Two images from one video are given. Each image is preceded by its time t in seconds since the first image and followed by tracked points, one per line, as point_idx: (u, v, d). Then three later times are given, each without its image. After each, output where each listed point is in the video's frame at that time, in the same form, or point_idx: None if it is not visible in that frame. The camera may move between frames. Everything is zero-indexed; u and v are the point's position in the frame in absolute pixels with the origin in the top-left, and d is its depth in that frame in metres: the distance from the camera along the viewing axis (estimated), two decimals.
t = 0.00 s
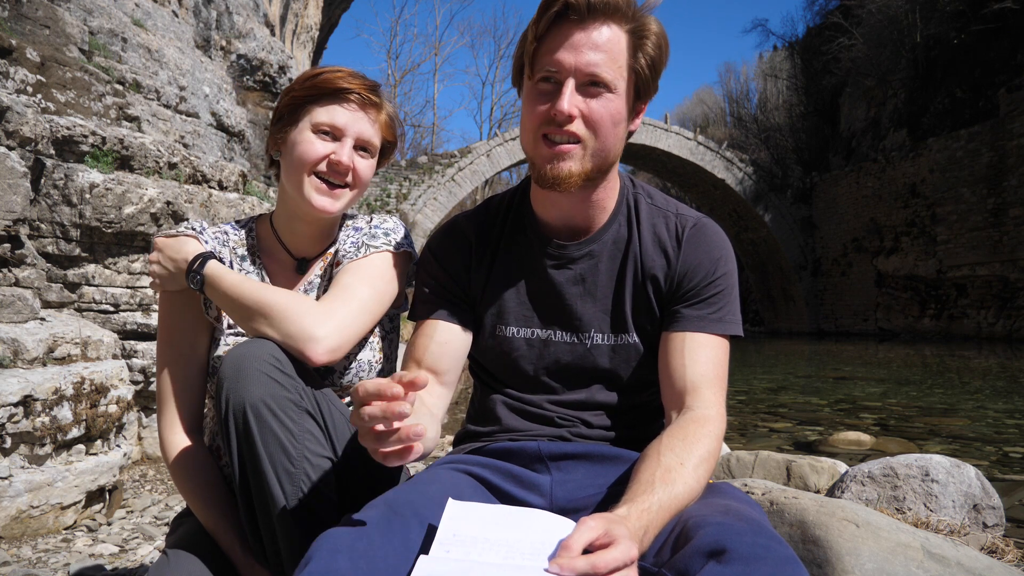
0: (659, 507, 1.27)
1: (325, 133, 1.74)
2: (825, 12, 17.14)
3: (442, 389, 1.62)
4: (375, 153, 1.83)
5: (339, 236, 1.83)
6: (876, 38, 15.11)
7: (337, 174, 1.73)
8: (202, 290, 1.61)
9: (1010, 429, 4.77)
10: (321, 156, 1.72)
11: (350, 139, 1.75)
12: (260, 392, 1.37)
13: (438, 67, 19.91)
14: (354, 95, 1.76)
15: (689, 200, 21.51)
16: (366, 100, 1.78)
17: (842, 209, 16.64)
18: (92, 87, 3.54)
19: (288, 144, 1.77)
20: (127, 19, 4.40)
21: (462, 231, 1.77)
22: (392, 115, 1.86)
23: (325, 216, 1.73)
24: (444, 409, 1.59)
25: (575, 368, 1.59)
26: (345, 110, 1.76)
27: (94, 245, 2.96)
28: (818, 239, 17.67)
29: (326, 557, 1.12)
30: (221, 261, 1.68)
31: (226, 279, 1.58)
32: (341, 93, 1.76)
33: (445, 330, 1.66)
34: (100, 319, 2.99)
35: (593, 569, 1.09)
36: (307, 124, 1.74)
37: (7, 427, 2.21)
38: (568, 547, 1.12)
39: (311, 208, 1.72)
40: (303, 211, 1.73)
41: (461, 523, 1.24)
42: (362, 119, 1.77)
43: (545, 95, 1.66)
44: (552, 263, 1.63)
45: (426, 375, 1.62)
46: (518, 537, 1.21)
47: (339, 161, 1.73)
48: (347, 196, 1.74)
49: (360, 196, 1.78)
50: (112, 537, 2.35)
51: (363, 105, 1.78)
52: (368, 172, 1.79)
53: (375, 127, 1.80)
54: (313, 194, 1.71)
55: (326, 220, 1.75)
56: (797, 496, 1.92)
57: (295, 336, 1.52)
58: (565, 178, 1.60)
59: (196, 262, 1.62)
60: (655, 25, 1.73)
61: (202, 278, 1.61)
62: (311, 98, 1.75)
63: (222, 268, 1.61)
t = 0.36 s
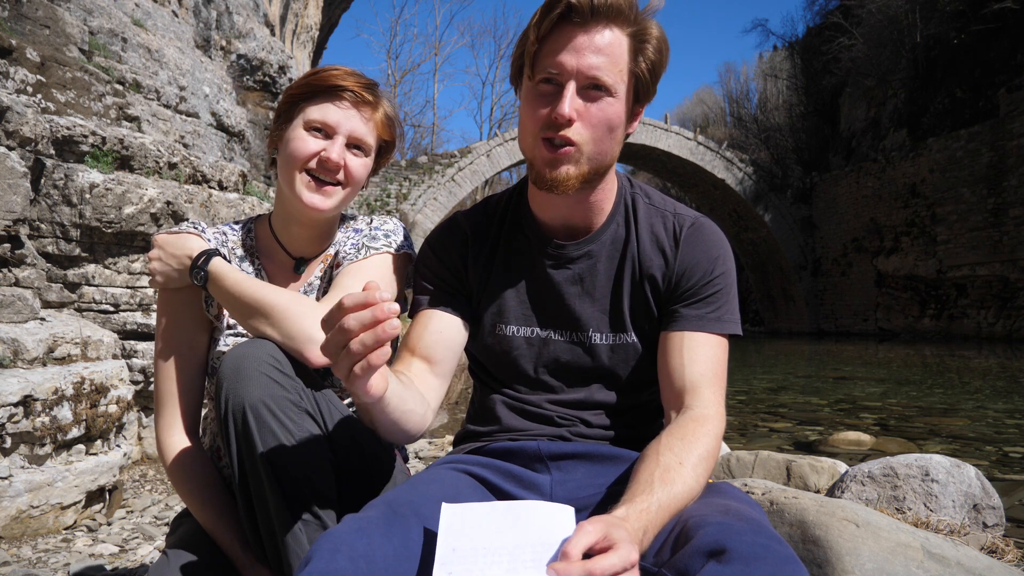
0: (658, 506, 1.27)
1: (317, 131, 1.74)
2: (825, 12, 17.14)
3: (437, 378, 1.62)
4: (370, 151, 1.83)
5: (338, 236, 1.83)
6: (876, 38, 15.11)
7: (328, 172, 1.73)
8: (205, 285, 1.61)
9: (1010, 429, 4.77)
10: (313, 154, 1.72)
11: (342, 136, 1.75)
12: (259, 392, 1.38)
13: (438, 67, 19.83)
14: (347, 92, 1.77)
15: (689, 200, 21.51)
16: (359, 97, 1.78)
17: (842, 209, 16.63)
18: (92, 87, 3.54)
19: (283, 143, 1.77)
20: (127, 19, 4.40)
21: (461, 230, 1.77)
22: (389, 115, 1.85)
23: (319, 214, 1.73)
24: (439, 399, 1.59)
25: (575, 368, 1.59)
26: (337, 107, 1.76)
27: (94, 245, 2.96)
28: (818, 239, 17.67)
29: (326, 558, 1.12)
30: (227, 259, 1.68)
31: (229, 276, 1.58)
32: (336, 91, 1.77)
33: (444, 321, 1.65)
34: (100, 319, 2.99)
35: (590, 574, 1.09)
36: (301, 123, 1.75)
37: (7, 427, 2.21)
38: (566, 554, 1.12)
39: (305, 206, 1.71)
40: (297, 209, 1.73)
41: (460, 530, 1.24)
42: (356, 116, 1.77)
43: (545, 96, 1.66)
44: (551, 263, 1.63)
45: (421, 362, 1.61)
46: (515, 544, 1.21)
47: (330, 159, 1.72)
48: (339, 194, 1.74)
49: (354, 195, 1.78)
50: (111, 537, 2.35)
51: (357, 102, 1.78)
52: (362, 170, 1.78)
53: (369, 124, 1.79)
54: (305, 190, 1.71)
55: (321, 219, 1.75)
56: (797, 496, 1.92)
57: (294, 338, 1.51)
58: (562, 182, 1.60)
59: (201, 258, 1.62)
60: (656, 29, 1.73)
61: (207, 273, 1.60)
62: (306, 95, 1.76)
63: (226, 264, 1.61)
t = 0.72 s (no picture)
0: (657, 507, 1.28)
1: (315, 132, 1.74)
2: (825, 12, 17.14)
3: (444, 384, 1.64)
4: (367, 151, 1.83)
5: (337, 237, 1.83)
6: (876, 38, 15.11)
7: (325, 172, 1.73)
8: (208, 285, 1.62)
9: (1010, 429, 4.77)
10: (311, 155, 1.72)
11: (340, 137, 1.75)
12: (258, 392, 1.38)
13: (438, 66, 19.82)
14: (344, 93, 1.76)
15: (689, 200, 21.50)
16: (356, 97, 1.78)
17: (842, 209, 16.63)
18: (92, 87, 3.54)
19: (281, 144, 1.77)
20: (127, 19, 4.40)
21: (460, 232, 1.77)
22: (387, 114, 1.85)
23: (318, 215, 1.73)
24: (447, 405, 1.61)
25: (575, 369, 1.59)
26: (334, 109, 1.75)
27: (94, 245, 2.96)
28: (818, 239, 17.67)
29: (325, 559, 1.12)
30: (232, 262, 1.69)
31: (232, 277, 1.58)
32: (332, 91, 1.76)
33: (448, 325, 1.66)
34: (100, 319, 2.99)
35: None
36: (298, 124, 1.75)
37: (7, 427, 2.21)
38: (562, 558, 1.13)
39: (304, 207, 1.71)
40: (296, 210, 1.73)
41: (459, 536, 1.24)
42: (352, 117, 1.77)
43: (548, 107, 1.65)
44: (550, 266, 1.62)
45: (427, 368, 1.63)
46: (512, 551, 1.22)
47: (328, 160, 1.73)
48: (338, 195, 1.74)
49: (352, 195, 1.78)
50: (111, 537, 2.35)
51: (353, 102, 1.77)
52: (360, 170, 1.78)
53: (365, 124, 1.79)
54: (304, 192, 1.71)
55: (321, 220, 1.75)
56: (797, 496, 1.92)
57: (295, 341, 1.52)
58: (567, 197, 1.59)
59: (204, 258, 1.62)
60: (661, 38, 1.73)
61: (210, 273, 1.60)
62: (301, 95, 1.76)
63: (229, 265, 1.61)
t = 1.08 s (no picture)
0: (657, 507, 1.28)
1: (317, 135, 1.74)
2: (825, 12, 17.13)
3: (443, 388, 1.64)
4: (368, 153, 1.83)
5: (337, 237, 1.83)
6: (876, 38, 15.11)
7: (328, 174, 1.73)
8: (211, 289, 1.61)
9: (1010, 429, 4.77)
10: (314, 157, 1.72)
11: (342, 139, 1.75)
12: (259, 392, 1.37)
13: (438, 67, 19.86)
14: (346, 96, 1.76)
15: (689, 200, 21.50)
16: (358, 100, 1.77)
17: (842, 209, 16.63)
18: (92, 87, 3.54)
19: (283, 145, 1.77)
20: (127, 19, 4.40)
21: (459, 231, 1.77)
22: (387, 117, 1.85)
23: (319, 216, 1.73)
24: (444, 408, 1.61)
25: (575, 369, 1.59)
26: (337, 110, 1.75)
27: (94, 245, 2.96)
28: (818, 239, 17.67)
29: (326, 559, 1.13)
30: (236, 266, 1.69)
31: (233, 278, 1.59)
32: (335, 94, 1.76)
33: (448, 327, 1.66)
34: (100, 319, 2.99)
35: None
36: (301, 125, 1.74)
37: (7, 427, 2.21)
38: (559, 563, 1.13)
39: (306, 208, 1.71)
40: (298, 211, 1.73)
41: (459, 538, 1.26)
42: (355, 120, 1.77)
43: (546, 102, 1.65)
44: (550, 265, 1.62)
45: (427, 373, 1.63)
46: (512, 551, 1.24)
47: (330, 162, 1.72)
48: (340, 196, 1.74)
49: (354, 196, 1.78)
50: (111, 537, 2.35)
51: (355, 105, 1.77)
52: (361, 172, 1.79)
53: (367, 127, 1.79)
54: (306, 193, 1.71)
55: (321, 220, 1.75)
56: (797, 496, 1.92)
57: (296, 341, 1.52)
58: (564, 189, 1.59)
59: (208, 262, 1.63)
60: (660, 36, 1.73)
61: (213, 277, 1.61)
62: (304, 97, 1.75)
63: (233, 268, 1.61)
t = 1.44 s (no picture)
0: (653, 507, 1.28)
1: (322, 136, 1.74)
2: (825, 12, 17.13)
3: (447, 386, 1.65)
4: (371, 153, 1.83)
5: (337, 236, 1.83)
6: (876, 38, 15.11)
7: (333, 176, 1.73)
8: (206, 293, 1.61)
9: (1010, 429, 4.76)
10: (319, 159, 1.72)
11: (347, 140, 1.75)
12: (261, 392, 1.37)
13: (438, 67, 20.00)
14: (349, 97, 1.75)
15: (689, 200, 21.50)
16: (363, 102, 1.77)
17: (842, 209, 16.63)
18: (92, 87, 3.54)
19: (285, 146, 1.76)
20: (127, 19, 4.40)
21: (459, 231, 1.77)
22: (388, 117, 1.85)
23: (323, 216, 1.73)
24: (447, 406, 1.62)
25: (574, 369, 1.59)
26: (342, 112, 1.75)
27: (94, 245, 2.96)
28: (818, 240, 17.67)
29: (326, 559, 1.12)
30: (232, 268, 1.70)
31: (232, 281, 1.59)
32: (338, 96, 1.74)
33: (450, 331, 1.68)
34: (100, 319, 2.99)
35: None
36: (305, 127, 1.74)
37: (7, 427, 2.21)
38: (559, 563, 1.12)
39: (311, 209, 1.72)
40: (302, 211, 1.73)
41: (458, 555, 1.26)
42: (360, 122, 1.77)
43: (543, 103, 1.65)
44: (550, 264, 1.62)
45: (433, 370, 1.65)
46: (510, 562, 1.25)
47: (336, 164, 1.73)
48: (344, 197, 1.74)
49: (357, 195, 1.78)
50: (111, 537, 2.35)
51: (359, 107, 1.77)
52: (365, 172, 1.79)
53: (370, 128, 1.79)
54: (312, 194, 1.71)
55: (324, 219, 1.75)
56: (797, 496, 1.92)
57: (298, 341, 1.51)
58: (561, 189, 1.59)
59: (203, 266, 1.63)
60: (654, 33, 1.73)
61: (207, 282, 1.60)
62: (307, 98, 1.74)
63: (229, 271, 1.61)
